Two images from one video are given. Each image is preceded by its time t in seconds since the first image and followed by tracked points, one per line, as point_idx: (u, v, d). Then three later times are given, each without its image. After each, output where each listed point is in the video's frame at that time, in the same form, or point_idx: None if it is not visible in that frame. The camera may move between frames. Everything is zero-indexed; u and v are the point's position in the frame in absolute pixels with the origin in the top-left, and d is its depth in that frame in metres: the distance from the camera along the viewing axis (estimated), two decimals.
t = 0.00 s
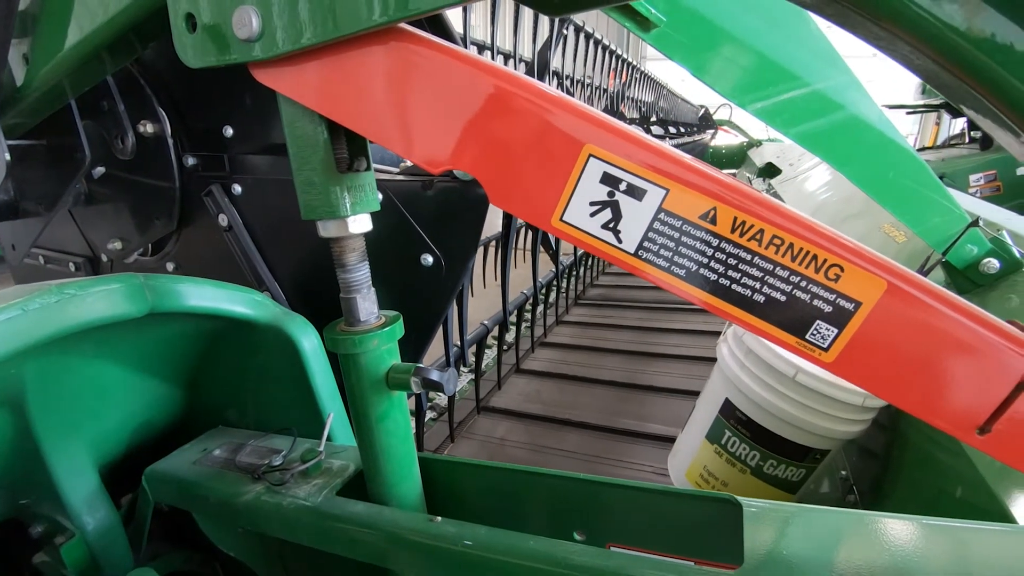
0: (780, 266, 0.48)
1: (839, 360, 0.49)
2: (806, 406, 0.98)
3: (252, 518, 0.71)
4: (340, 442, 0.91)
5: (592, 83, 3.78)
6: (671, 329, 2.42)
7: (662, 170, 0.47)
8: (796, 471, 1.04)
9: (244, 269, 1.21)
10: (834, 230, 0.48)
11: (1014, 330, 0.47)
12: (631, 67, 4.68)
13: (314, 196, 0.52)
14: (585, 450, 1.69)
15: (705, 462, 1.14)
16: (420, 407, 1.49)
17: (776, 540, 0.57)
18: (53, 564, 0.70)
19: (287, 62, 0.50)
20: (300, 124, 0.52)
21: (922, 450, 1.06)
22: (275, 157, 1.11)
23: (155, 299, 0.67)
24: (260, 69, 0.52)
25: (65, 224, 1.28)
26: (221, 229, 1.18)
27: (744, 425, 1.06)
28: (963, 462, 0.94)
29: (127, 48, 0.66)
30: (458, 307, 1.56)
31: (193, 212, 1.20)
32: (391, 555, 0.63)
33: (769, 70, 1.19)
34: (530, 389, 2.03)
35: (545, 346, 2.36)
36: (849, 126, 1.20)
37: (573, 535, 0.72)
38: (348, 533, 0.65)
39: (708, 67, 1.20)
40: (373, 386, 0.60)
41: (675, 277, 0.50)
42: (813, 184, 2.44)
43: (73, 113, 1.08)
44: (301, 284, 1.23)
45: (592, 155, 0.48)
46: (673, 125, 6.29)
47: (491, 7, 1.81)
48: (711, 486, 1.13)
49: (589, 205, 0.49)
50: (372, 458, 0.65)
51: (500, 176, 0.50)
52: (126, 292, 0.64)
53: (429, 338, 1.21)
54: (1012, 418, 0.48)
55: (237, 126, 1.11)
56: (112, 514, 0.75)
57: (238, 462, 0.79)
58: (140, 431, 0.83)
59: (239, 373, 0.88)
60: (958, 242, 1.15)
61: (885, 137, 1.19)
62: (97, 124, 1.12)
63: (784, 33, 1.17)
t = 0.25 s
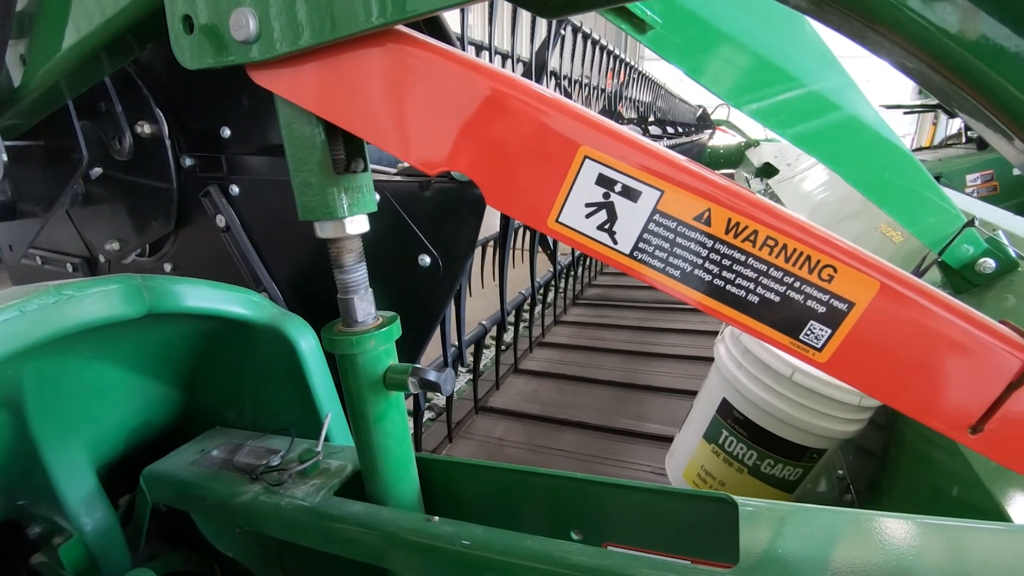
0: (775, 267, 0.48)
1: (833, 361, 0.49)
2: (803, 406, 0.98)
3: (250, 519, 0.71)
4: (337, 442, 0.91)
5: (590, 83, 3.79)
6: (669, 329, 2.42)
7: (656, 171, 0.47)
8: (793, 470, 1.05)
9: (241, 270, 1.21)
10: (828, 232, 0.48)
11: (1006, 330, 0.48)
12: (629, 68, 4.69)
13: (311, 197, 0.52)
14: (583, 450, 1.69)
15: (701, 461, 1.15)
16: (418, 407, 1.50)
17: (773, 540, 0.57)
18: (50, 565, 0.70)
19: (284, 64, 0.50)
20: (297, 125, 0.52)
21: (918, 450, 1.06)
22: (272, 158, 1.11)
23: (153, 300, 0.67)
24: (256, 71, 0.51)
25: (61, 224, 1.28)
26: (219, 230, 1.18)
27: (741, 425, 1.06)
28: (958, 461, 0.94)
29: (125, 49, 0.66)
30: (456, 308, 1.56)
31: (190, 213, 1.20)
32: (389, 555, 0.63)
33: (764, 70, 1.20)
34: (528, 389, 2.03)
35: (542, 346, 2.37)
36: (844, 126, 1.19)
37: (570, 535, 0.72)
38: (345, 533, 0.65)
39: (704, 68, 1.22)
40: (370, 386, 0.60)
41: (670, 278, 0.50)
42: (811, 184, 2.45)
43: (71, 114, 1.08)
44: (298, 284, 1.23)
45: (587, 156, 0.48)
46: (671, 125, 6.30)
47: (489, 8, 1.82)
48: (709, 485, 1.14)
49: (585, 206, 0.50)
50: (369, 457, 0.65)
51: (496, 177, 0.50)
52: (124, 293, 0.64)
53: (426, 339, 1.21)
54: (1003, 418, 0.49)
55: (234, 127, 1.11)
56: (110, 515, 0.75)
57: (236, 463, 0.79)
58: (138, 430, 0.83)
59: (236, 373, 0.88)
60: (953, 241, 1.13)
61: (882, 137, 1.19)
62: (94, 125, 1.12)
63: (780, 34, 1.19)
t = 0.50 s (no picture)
0: (769, 269, 0.48)
1: (827, 362, 0.49)
2: (800, 407, 0.99)
3: (248, 520, 0.71)
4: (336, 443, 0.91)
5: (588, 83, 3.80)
6: (667, 329, 2.43)
7: (652, 174, 0.47)
8: (791, 470, 1.05)
9: (239, 271, 1.21)
10: (823, 234, 0.49)
11: (999, 331, 0.48)
12: (627, 68, 4.69)
13: (309, 199, 0.52)
14: (581, 450, 1.69)
15: (699, 461, 1.15)
16: (417, 408, 1.50)
17: (770, 540, 0.57)
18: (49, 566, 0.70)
19: (282, 67, 0.51)
20: (294, 128, 0.52)
21: (916, 450, 1.07)
22: (270, 159, 1.11)
23: (151, 302, 0.67)
24: (254, 73, 0.52)
25: (59, 224, 1.28)
26: (217, 231, 1.18)
27: (738, 425, 1.06)
28: (955, 461, 0.95)
29: (123, 51, 0.66)
30: (455, 308, 1.55)
31: (188, 214, 1.20)
32: (387, 555, 0.63)
33: (761, 72, 1.20)
34: (526, 389, 2.04)
35: (541, 346, 2.37)
36: (841, 127, 1.20)
37: (567, 535, 0.72)
38: (343, 534, 0.65)
39: (701, 69, 1.23)
40: (368, 388, 0.60)
41: (666, 280, 0.50)
42: (808, 184, 2.46)
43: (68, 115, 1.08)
44: (296, 285, 1.22)
45: (583, 159, 0.48)
46: (670, 124, 6.31)
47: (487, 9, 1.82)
48: (706, 485, 1.14)
49: (582, 208, 0.50)
50: (367, 458, 0.65)
51: (493, 180, 0.50)
52: (122, 295, 0.64)
53: (424, 340, 1.21)
54: (996, 418, 0.49)
55: (231, 128, 1.11)
56: (108, 516, 0.75)
57: (235, 464, 0.79)
58: (137, 431, 0.83)
59: (235, 374, 0.88)
60: (950, 241, 1.13)
61: (878, 138, 1.19)
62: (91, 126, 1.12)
63: (776, 35, 1.19)
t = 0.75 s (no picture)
0: (761, 271, 0.48)
1: (819, 363, 0.49)
2: (797, 407, 0.99)
3: (244, 521, 0.71)
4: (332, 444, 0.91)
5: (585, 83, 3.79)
6: (664, 329, 2.43)
7: (644, 177, 0.48)
8: (787, 470, 1.05)
9: (236, 272, 1.21)
10: (815, 236, 0.49)
11: (989, 334, 0.48)
12: (624, 68, 4.70)
13: (305, 201, 0.52)
14: (579, 450, 1.70)
15: (696, 461, 1.15)
16: (414, 408, 1.50)
17: (767, 540, 0.57)
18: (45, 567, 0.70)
19: (277, 70, 0.51)
20: (289, 130, 0.52)
21: (912, 450, 1.07)
22: (266, 160, 1.11)
23: (147, 303, 0.67)
24: (250, 76, 0.52)
25: (55, 226, 1.28)
26: (213, 232, 1.18)
27: (735, 425, 1.07)
28: (950, 460, 0.95)
29: (119, 53, 0.66)
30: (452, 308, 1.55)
31: (184, 215, 1.20)
32: (384, 556, 0.63)
33: (756, 73, 1.21)
34: (524, 389, 2.04)
35: (539, 347, 2.37)
36: (835, 128, 1.20)
37: (563, 535, 0.72)
38: (340, 535, 0.65)
39: (697, 70, 1.23)
40: (364, 389, 0.61)
41: (659, 282, 0.50)
42: (806, 184, 2.46)
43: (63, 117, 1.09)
44: (293, 286, 1.22)
45: (576, 162, 0.48)
46: (667, 125, 6.31)
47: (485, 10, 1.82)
48: (703, 485, 1.14)
49: (575, 211, 0.50)
50: (363, 459, 0.65)
51: (486, 182, 0.50)
52: (118, 297, 0.64)
53: (421, 341, 1.21)
54: (986, 419, 0.49)
55: (228, 130, 1.11)
56: (104, 518, 0.75)
57: (231, 465, 0.79)
58: (134, 433, 0.83)
59: (231, 376, 0.88)
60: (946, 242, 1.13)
61: (873, 139, 1.19)
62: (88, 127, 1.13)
63: (771, 37, 1.20)
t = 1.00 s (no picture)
0: (752, 271, 0.48)
1: (809, 362, 0.49)
2: (792, 406, 0.99)
3: (240, 521, 0.71)
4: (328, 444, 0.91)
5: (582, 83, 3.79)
6: (662, 329, 2.43)
7: (635, 177, 0.48)
8: (784, 469, 1.05)
9: (232, 273, 1.21)
10: (806, 237, 0.49)
11: (979, 333, 0.48)
12: (622, 68, 4.70)
13: (299, 201, 0.52)
14: (576, 450, 1.70)
15: (693, 461, 1.15)
16: (411, 409, 1.50)
17: (762, 539, 0.57)
18: (42, 567, 0.70)
19: (272, 69, 0.51)
20: (283, 130, 0.53)
21: (908, 449, 1.07)
22: (262, 160, 1.11)
23: (142, 304, 0.67)
24: (244, 76, 0.52)
25: (51, 226, 1.27)
26: (209, 232, 1.18)
27: (731, 425, 1.07)
28: (946, 459, 0.95)
29: (114, 53, 0.66)
30: (448, 307, 1.55)
31: (181, 215, 1.20)
32: (380, 556, 0.63)
33: (754, 74, 1.21)
34: (522, 389, 2.04)
35: (536, 347, 2.37)
36: (831, 129, 1.20)
37: (558, 535, 0.72)
38: (335, 535, 0.65)
39: (695, 70, 1.23)
40: (358, 389, 0.61)
41: (650, 283, 0.50)
42: (804, 184, 2.47)
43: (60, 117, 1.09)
44: (290, 287, 1.22)
45: (568, 162, 0.48)
46: (666, 125, 6.32)
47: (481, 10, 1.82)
48: (700, 485, 1.14)
49: (566, 211, 0.50)
50: (358, 460, 0.65)
51: (477, 183, 0.50)
52: (113, 297, 0.64)
53: (417, 341, 1.22)
54: (976, 418, 0.49)
55: (224, 130, 1.11)
56: (101, 518, 0.75)
57: (227, 465, 0.79)
58: (130, 433, 0.83)
59: (227, 376, 0.88)
60: (941, 242, 1.13)
61: (869, 139, 1.19)
62: (84, 128, 1.13)
63: (770, 38, 1.20)
